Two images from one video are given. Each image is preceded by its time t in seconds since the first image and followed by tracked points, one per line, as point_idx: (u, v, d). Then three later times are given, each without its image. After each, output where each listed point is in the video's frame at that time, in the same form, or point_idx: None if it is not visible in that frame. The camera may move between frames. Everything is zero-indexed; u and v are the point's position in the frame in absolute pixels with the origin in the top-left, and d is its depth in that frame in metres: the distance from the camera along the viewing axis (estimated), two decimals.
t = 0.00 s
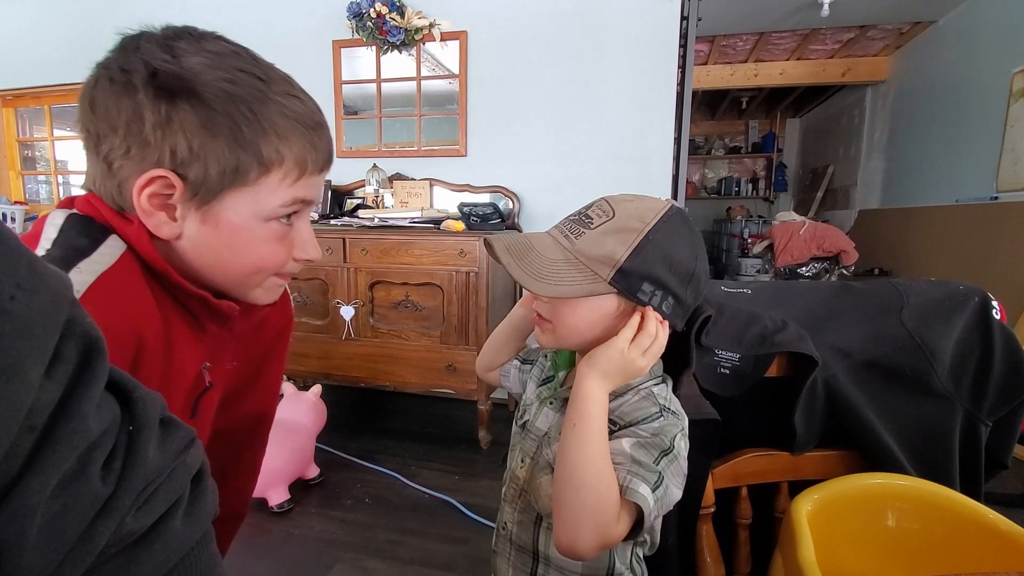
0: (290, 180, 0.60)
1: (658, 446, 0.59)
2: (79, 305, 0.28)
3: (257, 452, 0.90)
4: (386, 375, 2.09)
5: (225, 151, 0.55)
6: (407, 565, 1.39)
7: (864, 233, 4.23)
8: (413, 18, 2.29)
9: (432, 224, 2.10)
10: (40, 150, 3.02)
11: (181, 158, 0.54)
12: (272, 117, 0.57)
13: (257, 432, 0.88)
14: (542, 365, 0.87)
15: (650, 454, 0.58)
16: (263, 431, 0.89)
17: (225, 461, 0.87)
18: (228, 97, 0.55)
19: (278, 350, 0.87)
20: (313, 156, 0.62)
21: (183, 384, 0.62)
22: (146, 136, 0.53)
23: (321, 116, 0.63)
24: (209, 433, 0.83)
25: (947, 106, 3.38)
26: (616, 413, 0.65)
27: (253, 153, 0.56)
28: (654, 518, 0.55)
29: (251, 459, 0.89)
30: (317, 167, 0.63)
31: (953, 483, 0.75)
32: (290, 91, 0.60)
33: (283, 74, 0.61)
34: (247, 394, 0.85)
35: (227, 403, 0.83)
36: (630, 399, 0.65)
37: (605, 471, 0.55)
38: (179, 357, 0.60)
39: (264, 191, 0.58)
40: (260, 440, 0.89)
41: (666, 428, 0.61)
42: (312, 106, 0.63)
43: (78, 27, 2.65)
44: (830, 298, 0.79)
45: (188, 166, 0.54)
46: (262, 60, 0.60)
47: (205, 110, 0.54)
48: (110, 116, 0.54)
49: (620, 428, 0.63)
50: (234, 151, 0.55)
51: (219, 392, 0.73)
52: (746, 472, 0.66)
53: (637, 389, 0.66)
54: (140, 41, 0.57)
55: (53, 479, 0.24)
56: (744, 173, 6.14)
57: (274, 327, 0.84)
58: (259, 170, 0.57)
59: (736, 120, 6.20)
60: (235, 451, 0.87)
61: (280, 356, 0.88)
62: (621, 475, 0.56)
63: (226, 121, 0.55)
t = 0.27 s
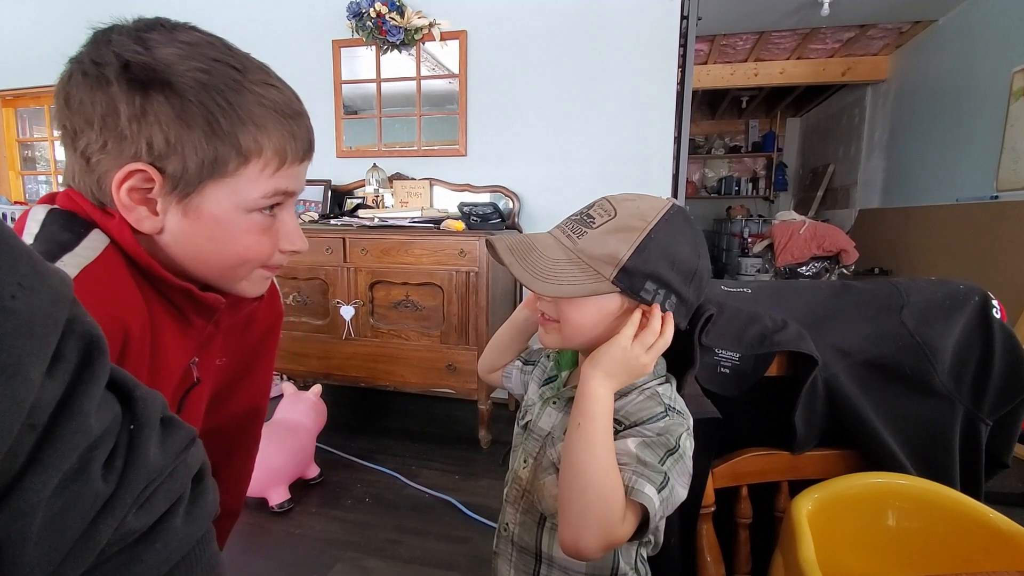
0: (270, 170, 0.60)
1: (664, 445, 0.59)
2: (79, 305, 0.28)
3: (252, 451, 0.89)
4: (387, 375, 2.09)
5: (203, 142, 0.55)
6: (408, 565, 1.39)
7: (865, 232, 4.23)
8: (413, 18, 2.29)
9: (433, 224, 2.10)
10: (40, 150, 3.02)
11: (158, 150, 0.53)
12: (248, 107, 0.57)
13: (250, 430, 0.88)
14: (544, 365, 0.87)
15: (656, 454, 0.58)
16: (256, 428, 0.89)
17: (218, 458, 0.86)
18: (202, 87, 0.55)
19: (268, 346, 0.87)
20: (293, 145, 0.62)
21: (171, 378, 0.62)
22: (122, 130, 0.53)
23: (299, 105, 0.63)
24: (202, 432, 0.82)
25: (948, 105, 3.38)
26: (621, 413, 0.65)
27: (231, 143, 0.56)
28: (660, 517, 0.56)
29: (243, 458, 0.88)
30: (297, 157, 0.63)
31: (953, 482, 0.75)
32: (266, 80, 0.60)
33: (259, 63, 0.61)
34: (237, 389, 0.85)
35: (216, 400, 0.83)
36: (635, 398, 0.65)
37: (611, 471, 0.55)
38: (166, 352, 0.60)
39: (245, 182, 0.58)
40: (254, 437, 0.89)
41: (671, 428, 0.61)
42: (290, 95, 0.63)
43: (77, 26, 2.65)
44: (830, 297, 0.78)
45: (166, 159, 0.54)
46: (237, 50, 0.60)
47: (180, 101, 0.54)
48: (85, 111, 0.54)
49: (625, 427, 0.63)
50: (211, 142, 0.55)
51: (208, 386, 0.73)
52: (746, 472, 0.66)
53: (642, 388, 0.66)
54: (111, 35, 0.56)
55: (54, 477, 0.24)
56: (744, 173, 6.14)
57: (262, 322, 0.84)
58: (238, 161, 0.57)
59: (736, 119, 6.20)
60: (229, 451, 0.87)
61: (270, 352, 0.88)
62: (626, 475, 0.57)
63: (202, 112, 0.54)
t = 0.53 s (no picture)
0: (268, 168, 0.60)
1: (667, 446, 0.59)
2: (80, 303, 0.28)
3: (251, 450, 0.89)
4: (387, 375, 2.09)
5: (201, 140, 0.55)
6: (408, 564, 1.39)
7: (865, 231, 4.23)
8: (412, 17, 2.28)
9: (433, 224, 2.10)
10: (41, 150, 3.02)
11: (156, 148, 0.53)
12: (245, 104, 0.57)
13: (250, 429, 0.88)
14: (546, 363, 0.87)
15: (659, 454, 0.58)
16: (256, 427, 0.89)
17: (217, 457, 0.86)
18: (198, 84, 0.55)
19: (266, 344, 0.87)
20: (290, 142, 0.62)
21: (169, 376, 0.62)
22: (120, 128, 0.53)
23: (296, 102, 0.63)
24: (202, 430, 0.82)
25: (948, 104, 3.37)
26: (625, 412, 0.65)
27: (229, 140, 0.56)
28: (663, 517, 0.56)
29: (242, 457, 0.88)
30: (295, 154, 0.63)
31: (954, 480, 0.75)
32: (262, 77, 0.60)
33: (255, 60, 0.61)
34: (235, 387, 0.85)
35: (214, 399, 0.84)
36: (639, 398, 0.65)
37: (613, 472, 0.55)
38: (164, 350, 0.60)
39: (243, 180, 0.58)
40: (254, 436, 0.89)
41: (675, 428, 0.61)
42: (286, 92, 0.63)
43: (77, 27, 2.65)
44: (831, 296, 0.78)
45: (165, 157, 0.54)
46: (233, 48, 0.60)
47: (177, 99, 0.54)
48: (82, 110, 0.54)
49: (628, 427, 0.63)
50: (208, 139, 0.55)
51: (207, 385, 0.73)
52: (747, 471, 0.66)
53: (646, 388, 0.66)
54: (106, 34, 0.56)
55: (55, 476, 0.24)
56: (744, 172, 6.13)
57: (259, 320, 0.84)
58: (236, 158, 0.57)
59: (736, 118, 6.19)
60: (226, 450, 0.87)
61: (268, 350, 0.88)
62: (629, 475, 0.57)
63: (198, 109, 0.54)
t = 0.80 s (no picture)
0: (271, 169, 0.60)
1: (667, 445, 0.60)
2: (81, 305, 0.28)
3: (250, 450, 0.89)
4: (388, 375, 2.09)
5: (204, 141, 0.55)
6: (409, 564, 1.39)
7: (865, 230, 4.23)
8: (412, 17, 2.29)
9: (433, 224, 2.10)
10: (41, 151, 3.03)
11: (159, 150, 0.53)
12: (248, 106, 0.57)
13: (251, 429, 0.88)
14: (546, 364, 0.87)
15: (658, 454, 0.59)
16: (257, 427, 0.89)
17: (218, 457, 0.86)
18: (201, 86, 0.55)
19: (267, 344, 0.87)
20: (293, 143, 0.62)
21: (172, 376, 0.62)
22: (123, 131, 0.53)
23: (298, 103, 0.63)
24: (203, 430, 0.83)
25: (948, 103, 3.37)
26: (624, 413, 0.65)
27: (232, 142, 0.56)
28: (663, 515, 0.56)
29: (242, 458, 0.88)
30: (297, 155, 0.63)
31: (954, 479, 0.75)
32: (264, 79, 0.60)
33: (256, 62, 0.61)
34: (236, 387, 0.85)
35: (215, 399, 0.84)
36: (638, 399, 0.65)
37: (611, 470, 0.55)
38: (166, 351, 0.60)
39: (246, 181, 0.58)
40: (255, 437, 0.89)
41: (675, 428, 0.61)
42: (288, 93, 0.63)
43: (77, 28, 2.65)
44: (831, 296, 0.78)
45: (168, 159, 0.54)
46: (235, 50, 0.60)
47: (180, 101, 0.54)
48: (86, 112, 0.54)
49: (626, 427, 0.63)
50: (211, 141, 0.55)
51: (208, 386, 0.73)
52: (747, 470, 0.66)
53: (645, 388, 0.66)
54: (109, 37, 0.56)
55: (57, 478, 0.24)
56: (744, 171, 6.13)
57: (260, 320, 0.85)
58: (239, 160, 0.57)
59: (736, 118, 6.19)
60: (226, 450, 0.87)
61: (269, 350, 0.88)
62: (627, 473, 0.57)
63: (202, 111, 0.54)
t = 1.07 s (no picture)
0: (272, 169, 0.60)
1: (670, 445, 0.60)
2: (82, 307, 0.28)
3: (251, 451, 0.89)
4: (388, 375, 2.09)
5: (205, 142, 0.55)
6: (409, 564, 1.39)
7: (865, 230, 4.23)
8: (412, 18, 2.29)
9: (433, 224, 2.10)
10: (41, 152, 3.03)
11: (161, 151, 0.54)
12: (249, 106, 0.58)
13: (251, 430, 0.88)
14: (547, 363, 0.87)
15: (661, 453, 0.59)
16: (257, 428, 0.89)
17: (218, 457, 0.86)
18: (202, 87, 0.55)
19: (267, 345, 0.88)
20: (293, 144, 0.62)
21: (173, 377, 0.62)
22: (125, 132, 0.53)
23: (298, 103, 0.63)
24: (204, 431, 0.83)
25: (948, 103, 3.37)
26: (626, 413, 0.65)
27: (233, 142, 0.56)
28: (666, 515, 0.56)
29: (243, 458, 0.88)
30: (298, 155, 0.63)
31: (954, 479, 0.75)
32: (265, 79, 0.60)
33: (257, 63, 0.61)
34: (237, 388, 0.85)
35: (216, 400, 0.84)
36: (641, 399, 0.65)
37: (617, 469, 0.55)
38: (167, 351, 0.60)
39: (247, 182, 0.58)
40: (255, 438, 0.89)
41: (676, 429, 0.62)
42: (289, 94, 0.63)
43: (77, 28, 2.66)
44: (830, 296, 0.78)
45: (169, 159, 0.54)
46: (235, 51, 0.60)
47: (181, 102, 0.54)
48: (87, 114, 0.54)
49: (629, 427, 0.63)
50: (212, 141, 0.55)
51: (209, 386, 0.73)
52: (747, 471, 0.66)
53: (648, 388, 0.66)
54: (109, 38, 0.56)
55: (57, 480, 0.25)
56: (744, 171, 6.13)
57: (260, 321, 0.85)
58: (240, 160, 0.57)
59: (736, 118, 6.19)
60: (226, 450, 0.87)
61: (270, 350, 0.88)
62: (632, 473, 0.57)
63: (203, 112, 0.55)
